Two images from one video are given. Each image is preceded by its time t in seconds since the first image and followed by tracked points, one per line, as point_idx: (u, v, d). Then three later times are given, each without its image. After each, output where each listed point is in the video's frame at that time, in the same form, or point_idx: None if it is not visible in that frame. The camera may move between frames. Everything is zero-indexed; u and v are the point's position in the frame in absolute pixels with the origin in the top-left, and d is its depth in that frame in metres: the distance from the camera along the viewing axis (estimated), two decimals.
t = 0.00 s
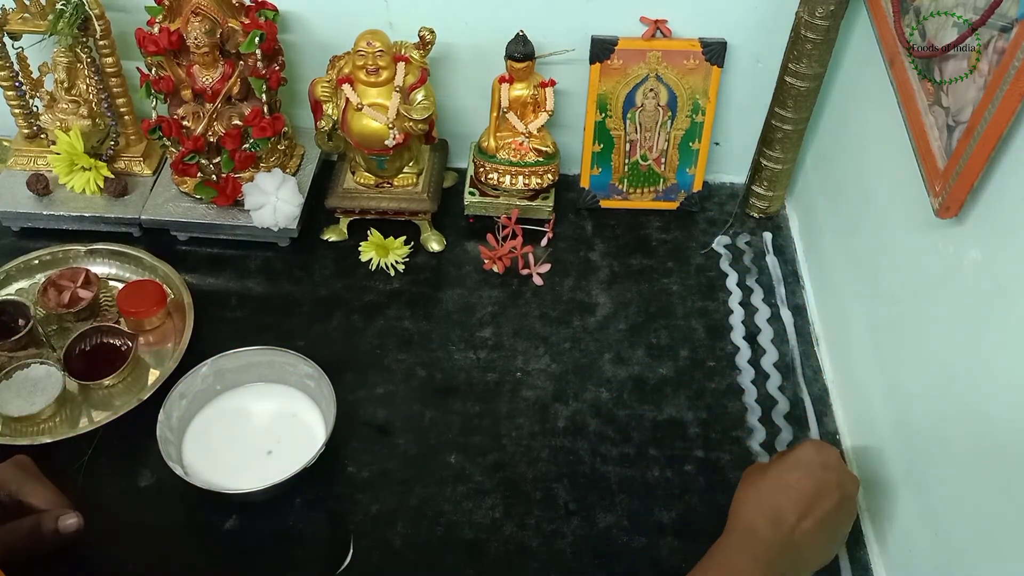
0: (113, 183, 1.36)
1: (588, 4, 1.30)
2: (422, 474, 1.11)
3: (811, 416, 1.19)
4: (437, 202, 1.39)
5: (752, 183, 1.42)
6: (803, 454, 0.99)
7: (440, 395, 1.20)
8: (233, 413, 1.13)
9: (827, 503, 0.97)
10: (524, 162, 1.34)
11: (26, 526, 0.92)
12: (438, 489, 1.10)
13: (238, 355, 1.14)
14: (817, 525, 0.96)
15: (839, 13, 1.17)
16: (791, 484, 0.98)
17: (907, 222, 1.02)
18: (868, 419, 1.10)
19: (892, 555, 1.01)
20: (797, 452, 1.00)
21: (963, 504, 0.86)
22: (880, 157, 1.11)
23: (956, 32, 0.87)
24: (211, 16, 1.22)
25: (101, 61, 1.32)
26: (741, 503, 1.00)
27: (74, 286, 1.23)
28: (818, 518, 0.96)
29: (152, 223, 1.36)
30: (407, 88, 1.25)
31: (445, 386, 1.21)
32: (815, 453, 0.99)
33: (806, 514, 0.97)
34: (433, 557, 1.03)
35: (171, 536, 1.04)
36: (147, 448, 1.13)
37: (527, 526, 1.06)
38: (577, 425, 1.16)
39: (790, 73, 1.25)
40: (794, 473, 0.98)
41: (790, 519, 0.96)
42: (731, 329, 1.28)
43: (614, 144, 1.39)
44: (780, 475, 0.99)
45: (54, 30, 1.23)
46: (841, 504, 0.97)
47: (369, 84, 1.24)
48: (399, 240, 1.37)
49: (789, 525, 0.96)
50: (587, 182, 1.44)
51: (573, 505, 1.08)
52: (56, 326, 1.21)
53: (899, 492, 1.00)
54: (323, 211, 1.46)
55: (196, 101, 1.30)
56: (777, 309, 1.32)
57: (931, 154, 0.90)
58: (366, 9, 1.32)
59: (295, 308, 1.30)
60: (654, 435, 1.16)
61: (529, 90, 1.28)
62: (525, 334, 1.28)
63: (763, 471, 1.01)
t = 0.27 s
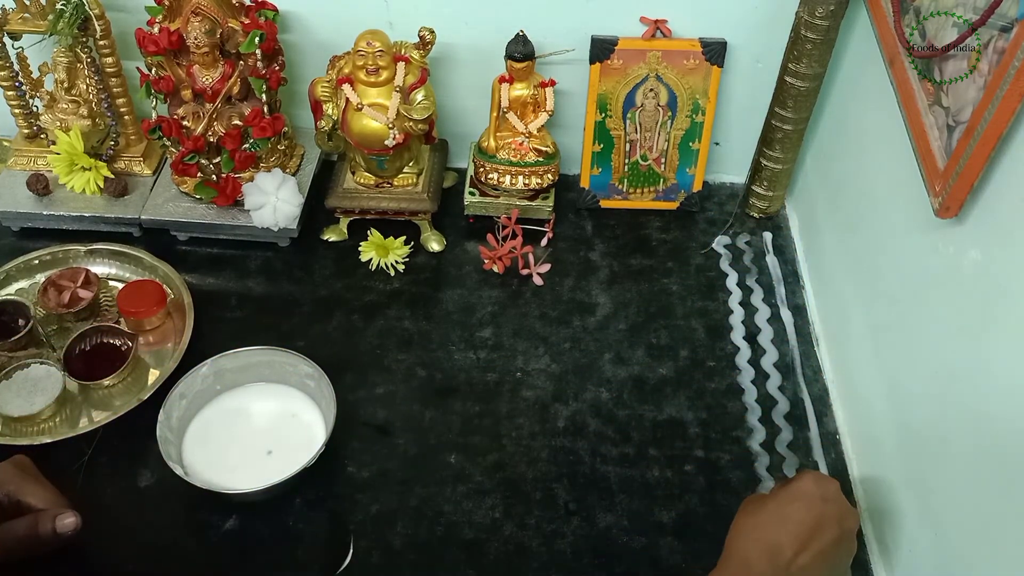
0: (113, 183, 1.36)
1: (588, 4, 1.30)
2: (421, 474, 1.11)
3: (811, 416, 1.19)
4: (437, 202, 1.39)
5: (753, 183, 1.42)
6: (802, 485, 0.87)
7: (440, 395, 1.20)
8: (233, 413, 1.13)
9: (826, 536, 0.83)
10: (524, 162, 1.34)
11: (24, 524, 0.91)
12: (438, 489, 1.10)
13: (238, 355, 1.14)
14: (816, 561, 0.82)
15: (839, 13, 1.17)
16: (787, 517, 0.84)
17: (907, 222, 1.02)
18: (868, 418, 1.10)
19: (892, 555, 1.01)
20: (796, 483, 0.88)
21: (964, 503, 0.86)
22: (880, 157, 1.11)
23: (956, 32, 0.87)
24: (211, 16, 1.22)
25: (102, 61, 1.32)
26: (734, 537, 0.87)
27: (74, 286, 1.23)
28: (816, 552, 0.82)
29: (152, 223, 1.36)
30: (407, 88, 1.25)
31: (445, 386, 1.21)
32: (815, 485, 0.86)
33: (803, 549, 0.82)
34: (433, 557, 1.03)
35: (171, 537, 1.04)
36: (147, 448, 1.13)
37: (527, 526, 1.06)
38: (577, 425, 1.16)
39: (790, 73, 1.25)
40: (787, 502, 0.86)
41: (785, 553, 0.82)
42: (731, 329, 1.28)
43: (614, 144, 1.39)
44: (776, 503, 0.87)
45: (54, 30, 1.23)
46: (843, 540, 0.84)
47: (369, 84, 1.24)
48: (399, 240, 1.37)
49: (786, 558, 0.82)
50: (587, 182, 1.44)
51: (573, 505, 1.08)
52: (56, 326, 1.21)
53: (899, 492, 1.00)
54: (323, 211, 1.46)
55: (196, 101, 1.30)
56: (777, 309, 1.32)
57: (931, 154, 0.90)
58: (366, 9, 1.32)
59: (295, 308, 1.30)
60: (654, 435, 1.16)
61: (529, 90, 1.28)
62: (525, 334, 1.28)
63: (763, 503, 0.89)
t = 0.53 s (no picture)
0: (114, 183, 1.36)
1: (588, 4, 1.30)
2: (422, 474, 1.11)
3: (811, 416, 1.19)
4: (437, 202, 1.39)
5: (752, 183, 1.42)
6: (804, 516, 0.87)
7: (440, 395, 1.20)
8: (233, 413, 1.13)
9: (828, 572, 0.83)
10: (524, 162, 1.34)
11: (22, 523, 0.91)
12: (438, 489, 1.10)
13: (238, 355, 1.14)
14: None
15: (839, 13, 1.17)
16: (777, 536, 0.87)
17: (907, 221, 1.02)
18: (868, 418, 1.10)
19: (892, 554, 1.01)
20: (797, 514, 0.88)
21: (963, 502, 0.86)
22: (880, 157, 1.11)
23: (956, 32, 0.87)
24: (211, 16, 1.22)
25: (102, 61, 1.32)
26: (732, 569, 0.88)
27: (74, 286, 1.23)
28: None
29: (152, 223, 1.36)
30: (407, 88, 1.25)
31: (445, 386, 1.21)
32: (817, 517, 0.86)
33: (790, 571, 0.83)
34: (433, 557, 1.03)
35: (171, 536, 1.04)
36: (147, 448, 1.13)
37: (527, 526, 1.06)
38: (577, 425, 1.17)
39: (790, 73, 1.25)
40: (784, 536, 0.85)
41: None
42: (731, 329, 1.28)
43: (614, 144, 1.39)
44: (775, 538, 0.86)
45: (54, 30, 1.23)
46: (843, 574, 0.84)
47: (369, 84, 1.24)
48: (399, 240, 1.37)
49: None
50: (587, 182, 1.44)
51: (573, 505, 1.08)
52: (56, 325, 1.21)
53: (899, 491, 1.00)
54: (323, 211, 1.46)
55: (196, 101, 1.30)
56: (777, 308, 1.32)
57: (931, 155, 0.90)
58: (366, 9, 1.32)
59: (295, 308, 1.30)
60: (654, 435, 1.16)
61: (529, 90, 1.28)
62: (525, 334, 1.28)
63: (762, 535, 0.88)
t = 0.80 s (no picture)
0: (114, 183, 1.36)
1: (588, 5, 1.30)
2: (421, 474, 1.11)
3: (811, 416, 1.19)
4: (437, 202, 1.39)
5: (752, 183, 1.42)
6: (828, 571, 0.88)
7: (440, 395, 1.20)
8: (233, 413, 1.13)
9: None
10: (524, 162, 1.34)
11: (21, 524, 0.91)
12: (438, 489, 1.10)
13: (238, 354, 1.14)
14: None
15: (839, 13, 1.17)
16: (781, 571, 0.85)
17: (907, 221, 1.02)
18: (868, 418, 1.10)
19: (892, 554, 1.01)
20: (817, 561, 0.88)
21: (963, 501, 0.86)
22: (880, 157, 1.11)
23: (956, 32, 0.87)
24: (211, 16, 1.22)
25: (102, 61, 1.32)
26: None
27: (74, 286, 1.23)
28: None
29: (152, 222, 1.36)
30: (407, 88, 1.25)
31: (445, 386, 1.21)
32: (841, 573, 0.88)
33: None
34: (433, 557, 1.03)
35: (171, 536, 1.04)
36: (147, 448, 1.13)
37: (527, 526, 1.06)
38: (577, 425, 1.17)
39: (790, 73, 1.25)
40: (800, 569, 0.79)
41: None
42: (731, 329, 1.28)
43: (614, 144, 1.39)
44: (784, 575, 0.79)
45: (54, 30, 1.23)
46: None
47: (369, 84, 1.24)
48: (399, 240, 1.37)
49: None
50: (587, 182, 1.44)
51: (573, 505, 1.08)
52: (56, 325, 1.21)
53: (899, 491, 1.00)
54: (323, 211, 1.46)
55: (196, 101, 1.30)
56: (777, 308, 1.32)
57: (931, 154, 0.90)
58: (366, 9, 1.32)
59: (295, 308, 1.30)
60: (655, 435, 1.16)
61: (529, 90, 1.28)
62: (525, 334, 1.28)
63: None
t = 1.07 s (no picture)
0: (114, 183, 1.36)
1: (588, 5, 1.30)
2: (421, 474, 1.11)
3: (811, 416, 1.19)
4: (437, 202, 1.39)
5: (753, 183, 1.42)
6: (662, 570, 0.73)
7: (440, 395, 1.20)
8: (232, 413, 1.13)
9: None
10: (524, 163, 1.34)
11: (24, 518, 0.91)
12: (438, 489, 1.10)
13: (238, 354, 1.14)
14: None
15: (839, 13, 1.17)
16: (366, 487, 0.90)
17: (907, 221, 1.02)
18: (868, 418, 1.10)
19: (892, 554, 1.01)
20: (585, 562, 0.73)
21: (964, 501, 0.86)
22: (880, 157, 1.11)
23: (956, 32, 0.87)
24: (211, 16, 1.22)
25: (102, 61, 1.32)
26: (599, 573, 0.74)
27: (74, 286, 1.23)
28: None
29: (152, 223, 1.36)
30: (407, 88, 1.25)
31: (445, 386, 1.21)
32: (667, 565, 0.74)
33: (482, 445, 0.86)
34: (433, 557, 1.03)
35: (171, 536, 1.04)
36: (147, 448, 1.13)
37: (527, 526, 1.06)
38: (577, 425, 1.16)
39: (790, 73, 1.25)
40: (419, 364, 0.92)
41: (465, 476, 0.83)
42: (731, 329, 1.28)
43: (614, 144, 1.39)
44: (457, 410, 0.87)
45: (54, 30, 1.23)
46: None
47: (369, 83, 1.24)
48: (399, 240, 1.37)
49: None
50: (587, 182, 1.44)
51: (573, 505, 1.08)
52: (56, 325, 1.21)
53: (899, 492, 1.00)
54: (323, 211, 1.46)
55: (196, 101, 1.30)
56: (777, 308, 1.32)
57: (931, 155, 0.90)
58: (366, 9, 1.32)
59: (295, 308, 1.30)
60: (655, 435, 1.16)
61: (529, 90, 1.28)
62: (525, 334, 1.28)
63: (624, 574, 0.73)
